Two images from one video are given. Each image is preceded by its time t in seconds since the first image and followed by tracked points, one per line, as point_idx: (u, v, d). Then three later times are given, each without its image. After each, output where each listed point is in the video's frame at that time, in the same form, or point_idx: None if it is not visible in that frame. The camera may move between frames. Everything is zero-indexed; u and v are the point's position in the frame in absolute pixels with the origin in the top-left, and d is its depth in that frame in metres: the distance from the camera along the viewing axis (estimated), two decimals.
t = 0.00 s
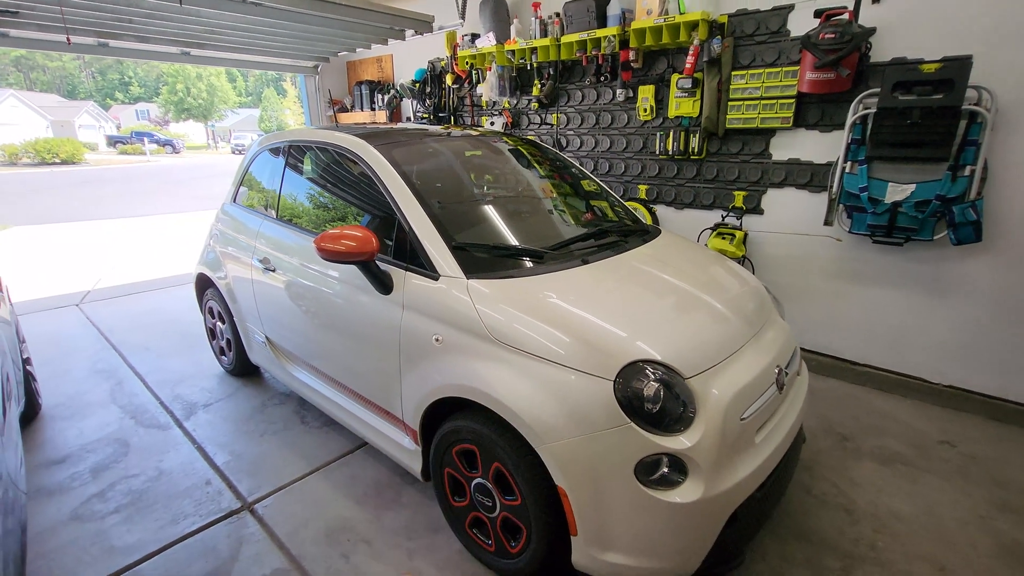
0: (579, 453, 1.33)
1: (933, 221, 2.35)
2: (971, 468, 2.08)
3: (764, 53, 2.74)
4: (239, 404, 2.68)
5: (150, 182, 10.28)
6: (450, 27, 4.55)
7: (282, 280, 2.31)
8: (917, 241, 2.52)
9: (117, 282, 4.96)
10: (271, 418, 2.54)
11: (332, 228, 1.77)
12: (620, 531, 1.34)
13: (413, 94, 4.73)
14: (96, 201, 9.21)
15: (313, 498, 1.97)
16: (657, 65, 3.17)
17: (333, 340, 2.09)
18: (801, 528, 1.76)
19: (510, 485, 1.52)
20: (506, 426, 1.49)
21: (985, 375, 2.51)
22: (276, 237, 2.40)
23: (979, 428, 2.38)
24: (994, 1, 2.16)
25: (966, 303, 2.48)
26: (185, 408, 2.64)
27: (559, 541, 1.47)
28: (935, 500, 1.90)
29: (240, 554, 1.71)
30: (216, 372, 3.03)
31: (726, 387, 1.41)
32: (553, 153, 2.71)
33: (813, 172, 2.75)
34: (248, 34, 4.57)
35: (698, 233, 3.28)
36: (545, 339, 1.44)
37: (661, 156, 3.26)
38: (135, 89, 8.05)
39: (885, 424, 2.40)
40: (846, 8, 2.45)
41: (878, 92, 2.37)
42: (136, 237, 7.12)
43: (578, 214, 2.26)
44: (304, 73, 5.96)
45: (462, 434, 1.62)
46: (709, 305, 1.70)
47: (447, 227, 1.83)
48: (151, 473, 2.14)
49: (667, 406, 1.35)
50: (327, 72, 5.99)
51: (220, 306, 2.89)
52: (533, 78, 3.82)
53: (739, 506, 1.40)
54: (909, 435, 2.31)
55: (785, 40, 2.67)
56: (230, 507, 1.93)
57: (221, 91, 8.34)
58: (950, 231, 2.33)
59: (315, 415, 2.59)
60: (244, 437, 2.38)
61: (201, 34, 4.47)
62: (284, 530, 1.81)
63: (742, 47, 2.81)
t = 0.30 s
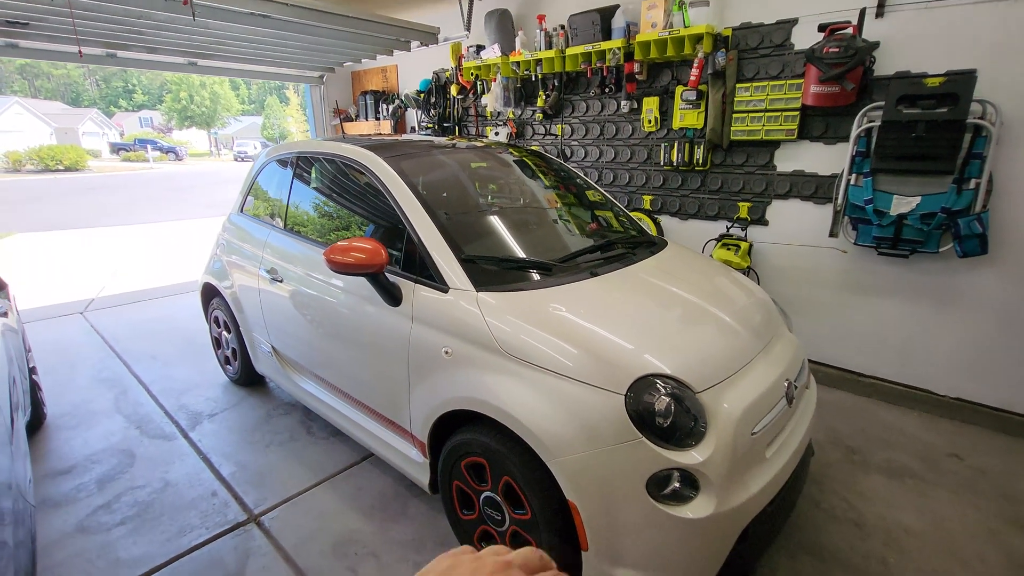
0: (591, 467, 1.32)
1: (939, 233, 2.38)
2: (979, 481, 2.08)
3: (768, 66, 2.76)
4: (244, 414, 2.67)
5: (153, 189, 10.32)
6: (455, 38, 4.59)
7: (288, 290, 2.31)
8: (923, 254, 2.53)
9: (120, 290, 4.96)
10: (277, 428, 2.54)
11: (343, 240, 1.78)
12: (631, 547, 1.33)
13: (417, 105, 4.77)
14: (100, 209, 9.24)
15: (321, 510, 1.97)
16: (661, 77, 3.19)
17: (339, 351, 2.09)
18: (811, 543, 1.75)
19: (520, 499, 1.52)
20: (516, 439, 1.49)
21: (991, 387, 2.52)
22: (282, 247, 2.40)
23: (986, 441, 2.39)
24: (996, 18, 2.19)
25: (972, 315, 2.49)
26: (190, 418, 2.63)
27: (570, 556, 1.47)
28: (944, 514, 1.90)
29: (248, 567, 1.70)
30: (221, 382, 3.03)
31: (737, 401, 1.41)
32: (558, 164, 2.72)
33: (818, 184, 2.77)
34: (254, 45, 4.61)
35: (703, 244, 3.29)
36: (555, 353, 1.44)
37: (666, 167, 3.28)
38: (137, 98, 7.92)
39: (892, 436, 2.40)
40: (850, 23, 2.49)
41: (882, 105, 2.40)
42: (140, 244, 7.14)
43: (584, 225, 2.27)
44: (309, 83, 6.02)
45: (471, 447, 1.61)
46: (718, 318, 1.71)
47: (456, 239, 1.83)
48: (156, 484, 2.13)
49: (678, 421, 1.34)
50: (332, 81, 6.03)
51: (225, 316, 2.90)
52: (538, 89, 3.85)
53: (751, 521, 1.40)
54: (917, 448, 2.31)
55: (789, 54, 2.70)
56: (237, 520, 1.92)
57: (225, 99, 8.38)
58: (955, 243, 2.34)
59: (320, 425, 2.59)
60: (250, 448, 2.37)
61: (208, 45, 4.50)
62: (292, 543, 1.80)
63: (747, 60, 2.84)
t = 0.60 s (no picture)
0: (599, 474, 1.34)
1: (938, 242, 2.41)
2: (981, 487, 2.11)
3: (769, 77, 2.80)
4: (248, 420, 2.68)
5: (152, 195, 10.31)
6: (458, 47, 4.64)
7: (292, 296, 2.33)
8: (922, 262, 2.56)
9: (121, 296, 4.95)
10: (281, 435, 2.54)
11: (349, 249, 1.79)
12: (640, 555, 1.34)
13: (420, 112, 4.80)
14: (100, 215, 9.24)
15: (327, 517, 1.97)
16: (662, 86, 3.23)
17: (344, 358, 2.10)
18: (815, 549, 1.77)
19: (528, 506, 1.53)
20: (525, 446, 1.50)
21: (991, 394, 2.54)
22: (286, 254, 2.42)
23: (988, 447, 2.41)
24: (992, 31, 2.24)
25: (972, 322, 2.52)
26: (194, 425, 2.64)
27: (577, 563, 1.48)
28: (948, 521, 1.92)
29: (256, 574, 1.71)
30: (224, 388, 3.03)
31: (742, 409, 1.43)
32: (560, 172, 2.75)
33: (819, 192, 2.80)
34: (258, 53, 4.64)
35: (705, 251, 3.31)
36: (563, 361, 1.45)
37: (667, 175, 3.31)
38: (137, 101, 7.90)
39: (894, 443, 2.42)
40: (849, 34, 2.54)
41: (882, 115, 2.44)
42: (140, 250, 7.12)
43: (587, 232, 2.29)
44: (312, 90, 6.05)
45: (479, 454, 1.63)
46: (723, 326, 1.73)
47: (463, 248, 1.85)
48: (162, 491, 2.13)
49: (685, 428, 1.36)
50: (334, 89, 6.07)
51: (230, 322, 2.91)
52: (540, 97, 3.89)
53: (757, 527, 1.41)
54: (919, 454, 2.33)
55: (789, 64, 2.74)
56: (243, 526, 1.92)
57: (224, 105, 8.41)
58: (954, 251, 2.38)
59: (325, 431, 2.60)
60: (255, 454, 2.38)
61: (212, 53, 4.54)
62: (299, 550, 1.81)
63: (747, 70, 2.88)
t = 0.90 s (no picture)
0: (601, 474, 1.35)
1: (932, 244, 2.44)
2: (975, 487, 2.13)
3: (765, 80, 2.83)
4: (247, 423, 2.67)
5: (146, 197, 10.25)
6: (456, 50, 4.66)
7: (289, 298, 2.33)
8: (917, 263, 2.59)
9: (116, 299, 4.92)
10: (281, 437, 2.54)
11: (351, 251, 1.80)
12: (641, 554, 1.36)
13: (418, 114, 4.81)
14: (94, 216, 9.18)
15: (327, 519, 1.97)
16: (659, 89, 3.26)
17: (343, 359, 2.10)
18: (813, 548, 1.80)
19: (529, 507, 1.54)
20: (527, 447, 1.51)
21: (985, 395, 2.58)
22: (284, 256, 2.42)
23: (982, 447, 2.44)
24: (984, 36, 2.28)
25: (966, 324, 2.55)
26: (193, 427, 2.64)
27: (579, 562, 1.49)
28: (943, 520, 1.94)
29: None
30: (222, 390, 3.03)
31: (742, 410, 1.44)
32: (558, 173, 2.76)
33: (814, 195, 2.83)
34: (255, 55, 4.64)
35: (702, 253, 3.34)
36: (565, 362, 1.46)
37: (665, 177, 3.34)
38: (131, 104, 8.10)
39: (890, 443, 2.45)
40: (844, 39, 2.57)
41: (877, 119, 2.47)
42: (134, 252, 7.08)
43: (585, 234, 2.30)
44: (309, 92, 6.03)
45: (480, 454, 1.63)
46: (722, 327, 1.74)
47: (465, 249, 1.87)
48: (161, 494, 2.13)
49: (686, 428, 1.38)
50: (331, 91, 6.07)
51: (228, 324, 2.90)
52: (538, 100, 3.91)
53: (757, 527, 1.43)
54: (914, 455, 2.36)
55: (785, 68, 2.77)
56: (244, 528, 1.92)
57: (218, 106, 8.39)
58: (949, 254, 2.42)
59: (324, 433, 2.60)
60: (254, 457, 2.37)
61: (210, 55, 4.54)
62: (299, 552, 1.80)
63: (744, 74, 2.90)
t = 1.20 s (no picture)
0: (601, 472, 1.35)
1: (925, 243, 2.47)
2: (968, 484, 2.16)
3: (760, 81, 2.85)
4: (241, 424, 2.65)
5: (135, 197, 10.15)
6: (451, 50, 4.66)
7: (284, 298, 2.32)
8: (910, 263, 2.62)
9: (105, 299, 4.86)
10: (276, 438, 2.52)
11: (347, 250, 1.79)
12: (642, 552, 1.36)
13: (412, 114, 4.80)
14: (83, 216, 9.09)
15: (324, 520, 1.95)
16: (655, 90, 3.27)
17: (338, 360, 2.08)
18: (809, 546, 1.81)
19: (529, 507, 1.53)
20: (526, 446, 1.51)
21: (976, 393, 2.61)
22: (279, 255, 2.40)
23: (974, 445, 2.47)
24: (975, 39, 2.31)
25: (958, 323, 2.59)
26: (186, 428, 2.61)
27: (579, 562, 1.49)
28: (938, 517, 1.96)
29: None
30: (216, 391, 3.00)
31: (740, 408, 1.45)
32: (554, 173, 2.77)
33: (808, 195, 2.86)
34: (248, 53, 4.61)
35: (697, 253, 3.35)
36: (564, 360, 1.46)
37: (660, 178, 3.35)
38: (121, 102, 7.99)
39: (884, 442, 2.47)
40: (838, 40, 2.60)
41: (870, 120, 2.50)
42: (123, 253, 7.00)
43: (581, 233, 2.31)
44: (303, 92, 6.00)
45: (478, 454, 1.63)
46: (720, 326, 1.75)
47: (463, 248, 1.86)
48: (154, 496, 2.10)
49: (684, 426, 1.38)
50: (325, 91, 6.05)
51: (221, 324, 2.87)
52: (533, 100, 3.91)
53: (755, 525, 1.43)
54: (908, 453, 2.38)
55: (780, 69, 2.80)
56: (239, 530, 1.90)
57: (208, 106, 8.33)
58: (941, 253, 2.45)
59: (319, 434, 2.58)
60: (248, 458, 2.35)
61: (202, 53, 4.50)
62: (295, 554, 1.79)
63: (738, 75, 2.93)
